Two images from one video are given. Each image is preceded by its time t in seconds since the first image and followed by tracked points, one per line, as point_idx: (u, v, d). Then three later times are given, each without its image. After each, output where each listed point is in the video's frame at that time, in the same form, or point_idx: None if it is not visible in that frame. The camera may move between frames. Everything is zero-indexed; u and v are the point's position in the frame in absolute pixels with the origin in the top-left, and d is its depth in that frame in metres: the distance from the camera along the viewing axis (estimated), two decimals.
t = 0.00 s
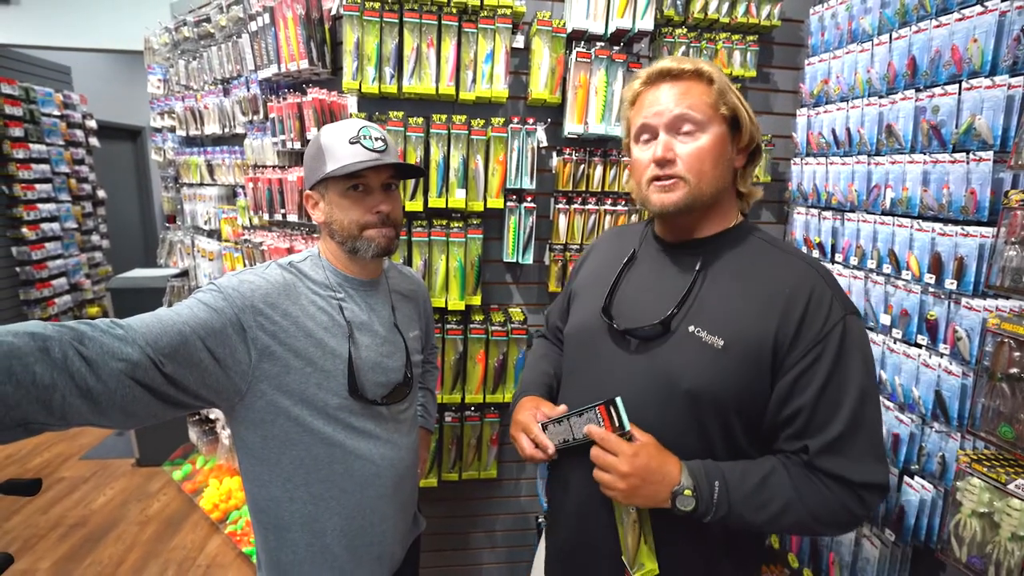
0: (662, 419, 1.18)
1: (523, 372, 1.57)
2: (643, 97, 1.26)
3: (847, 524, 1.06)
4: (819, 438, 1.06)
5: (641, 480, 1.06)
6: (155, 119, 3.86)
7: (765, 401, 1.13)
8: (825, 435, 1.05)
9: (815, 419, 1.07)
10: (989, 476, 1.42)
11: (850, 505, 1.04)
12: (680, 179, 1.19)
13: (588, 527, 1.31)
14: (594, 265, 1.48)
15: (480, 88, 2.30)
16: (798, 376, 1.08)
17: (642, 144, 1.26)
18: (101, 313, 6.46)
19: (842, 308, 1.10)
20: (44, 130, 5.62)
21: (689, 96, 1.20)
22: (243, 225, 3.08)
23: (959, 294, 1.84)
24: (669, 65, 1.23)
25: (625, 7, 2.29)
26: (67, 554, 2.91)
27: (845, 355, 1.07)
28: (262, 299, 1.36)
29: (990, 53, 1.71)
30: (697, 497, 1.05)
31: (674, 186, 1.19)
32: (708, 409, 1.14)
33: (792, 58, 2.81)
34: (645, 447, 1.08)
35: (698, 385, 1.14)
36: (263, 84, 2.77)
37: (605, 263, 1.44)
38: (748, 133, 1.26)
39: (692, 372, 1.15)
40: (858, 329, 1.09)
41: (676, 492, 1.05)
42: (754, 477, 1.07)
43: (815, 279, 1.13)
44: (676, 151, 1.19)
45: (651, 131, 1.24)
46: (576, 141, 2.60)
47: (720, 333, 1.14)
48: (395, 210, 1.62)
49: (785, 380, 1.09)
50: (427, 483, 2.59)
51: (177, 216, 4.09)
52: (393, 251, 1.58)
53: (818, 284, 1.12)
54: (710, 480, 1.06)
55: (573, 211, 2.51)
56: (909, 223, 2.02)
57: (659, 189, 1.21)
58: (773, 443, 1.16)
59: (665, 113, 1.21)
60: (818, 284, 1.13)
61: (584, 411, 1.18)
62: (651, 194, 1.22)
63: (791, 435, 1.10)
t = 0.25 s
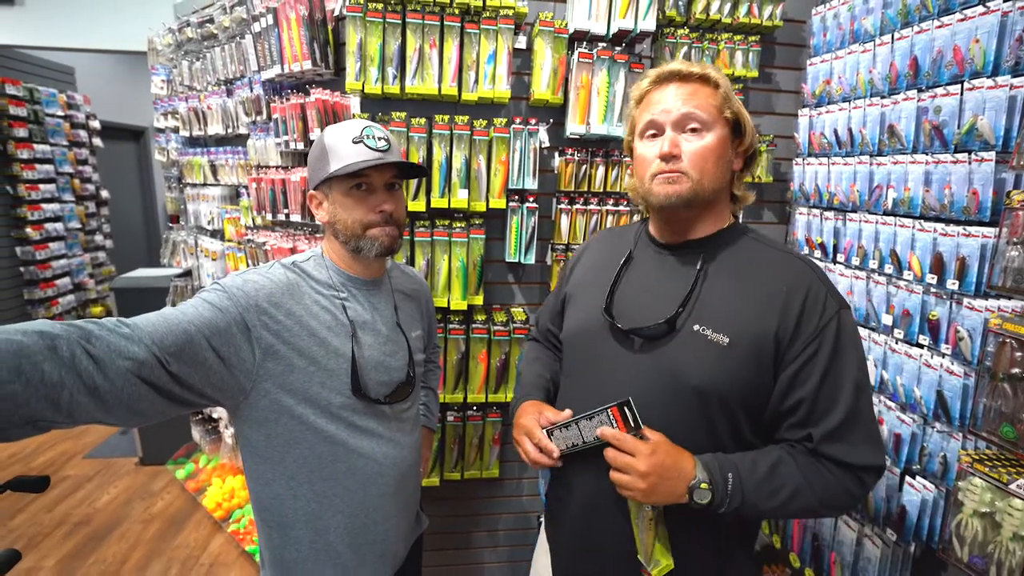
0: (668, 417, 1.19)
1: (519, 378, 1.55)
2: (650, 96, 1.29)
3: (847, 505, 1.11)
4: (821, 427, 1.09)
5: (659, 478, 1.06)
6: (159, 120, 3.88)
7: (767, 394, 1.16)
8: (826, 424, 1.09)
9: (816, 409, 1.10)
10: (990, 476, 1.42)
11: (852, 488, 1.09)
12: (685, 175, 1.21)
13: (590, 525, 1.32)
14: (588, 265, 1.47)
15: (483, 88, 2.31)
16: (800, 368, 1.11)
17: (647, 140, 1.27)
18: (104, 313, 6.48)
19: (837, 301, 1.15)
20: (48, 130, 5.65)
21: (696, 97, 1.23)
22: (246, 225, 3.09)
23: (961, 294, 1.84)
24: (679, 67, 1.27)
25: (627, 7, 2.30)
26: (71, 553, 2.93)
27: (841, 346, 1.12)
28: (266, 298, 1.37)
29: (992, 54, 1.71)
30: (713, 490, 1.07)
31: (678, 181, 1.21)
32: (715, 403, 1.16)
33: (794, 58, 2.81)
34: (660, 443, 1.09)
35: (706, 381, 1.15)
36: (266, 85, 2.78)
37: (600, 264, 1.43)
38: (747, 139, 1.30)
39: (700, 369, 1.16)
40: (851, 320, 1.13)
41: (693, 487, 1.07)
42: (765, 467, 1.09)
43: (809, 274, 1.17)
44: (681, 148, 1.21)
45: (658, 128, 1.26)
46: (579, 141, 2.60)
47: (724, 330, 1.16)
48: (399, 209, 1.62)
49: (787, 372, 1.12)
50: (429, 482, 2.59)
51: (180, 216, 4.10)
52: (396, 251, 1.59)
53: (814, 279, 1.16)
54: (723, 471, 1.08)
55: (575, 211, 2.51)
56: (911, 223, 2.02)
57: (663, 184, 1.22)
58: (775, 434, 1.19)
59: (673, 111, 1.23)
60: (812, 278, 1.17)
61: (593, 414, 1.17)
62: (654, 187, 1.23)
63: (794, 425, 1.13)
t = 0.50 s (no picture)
0: (684, 423, 1.22)
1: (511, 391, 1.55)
2: (631, 107, 1.29)
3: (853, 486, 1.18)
4: (828, 416, 1.15)
5: (686, 485, 1.08)
6: (161, 120, 3.89)
7: (773, 390, 1.21)
8: (832, 413, 1.15)
9: (820, 400, 1.16)
10: (989, 475, 1.43)
11: (859, 472, 1.15)
12: (672, 189, 1.23)
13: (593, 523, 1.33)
14: (578, 270, 1.46)
15: (484, 89, 2.31)
16: (803, 363, 1.17)
17: (632, 152, 1.28)
18: (105, 313, 6.49)
19: (830, 295, 1.20)
20: (49, 130, 5.66)
21: (678, 107, 1.23)
22: (248, 225, 3.10)
23: (960, 294, 1.85)
24: (659, 76, 1.26)
25: (627, 8, 2.31)
26: (73, 552, 2.94)
27: (838, 339, 1.17)
28: (267, 298, 1.38)
29: (991, 55, 1.72)
30: (736, 489, 1.10)
31: (666, 196, 1.23)
32: (727, 405, 1.19)
33: (794, 59, 2.82)
34: (682, 448, 1.10)
35: (720, 387, 1.19)
36: (267, 85, 2.79)
37: (592, 269, 1.42)
38: (730, 143, 1.33)
39: (712, 375, 1.19)
40: (844, 312, 1.19)
41: (718, 489, 1.10)
42: (780, 460, 1.14)
43: (803, 271, 1.22)
44: (667, 162, 1.23)
45: (642, 141, 1.27)
46: (579, 141, 2.61)
47: (730, 333, 1.20)
48: (400, 210, 1.63)
49: (791, 368, 1.18)
50: (430, 482, 2.60)
51: (182, 216, 4.11)
52: (397, 252, 1.60)
53: (806, 274, 1.21)
54: (743, 469, 1.12)
55: (576, 211, 2.52)
56: (910, 223, 2.03)
57: (651, 199, 1.24)
58: (780, 425, 1.24)
59: (656, 124, 1.24)
60: (807, 275, 1.21)
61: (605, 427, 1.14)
62: (643, 203, 1.25)
63: (800, 417, 1.19)
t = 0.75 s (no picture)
0: (698, 429, 1.24)
1: (504, 399, 1.56)
2: (614, 124, 1.30)
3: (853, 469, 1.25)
4: (830, 408, 1.22)
5: (708, 490, 1.10)
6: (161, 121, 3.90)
7: (777, 387, 1.27)
8: (833, 405, 1.22)
9: (822, 393, 1.23)
10: (985, 474, 1.44)
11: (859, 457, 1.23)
12: (662, 206, 1.26)
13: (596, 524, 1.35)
14: (570, 277, 1.45)
15: (484, 90, 2.32)
16: (805, 360, 1.23)
17: (619, 171, 1.31)
18: (104, 313, 6.48)
19: (826, 292, 1.27)
20: (48, 130, 5.66)
21: (661, 123, 1.24)
22: (247, 226, 3.10)
23: (956, 294, 1.86)
24: (638, 91, 1.26)
25: (627, 9, 2.32)
26: (73, 553, 2.94)
27: (835, 334, 1.24)
28: (268, 298, 1.39)
29: (987, 57, 1.74)
30: (754, 488, 1.14)
31: (657, 216, 1.27)
32: (738, 406, 1.24)
33: (793, 60, 2.83)
34: (699, 456, 1.12)
35: (732, 391, 1.22)
36: (267, 86, 2.80)
37: (588, 278, 1.42)
38: (717, 147, 1.34)
39: (723, 379, 1.23)
40: (838, 307, 1.26)
41: (737, 490, 1.13)
42: (791, 454, 1.19)
43: (801, 271, 1.27)
44: (655, 180, 1.26)
45: (628, 158, 1.28)
46: (579, 142, 2.62)
47: (738, 338, 1.23)
48: (401, 211, 1.64)
49: (795, 365, 1.23)
50: (430, 482, 2.61)
51: (182, 217, 4.11)
52: (397, 253, 1.60)
53: (803, 273, 1.27)
54: (759, 467, 1.16)
55: (575, 212, 2.52)
56: (908, 224, 2.04)
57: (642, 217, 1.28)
58: (782, 417, 1.31)
59: (641, 142, 1.25)
60: (804, 275, 1.27)
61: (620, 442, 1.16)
62: (636, 224, 1.30)
63: (803, 410, 1.26)
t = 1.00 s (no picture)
0: (705, 430, 1.25)
1: (504, 402, 1.56)
2: (613, 134, 1.30)
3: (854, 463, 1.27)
4: (830, 404, 1.24)
5: (718, 487, 1.11)
6: (162, 122, 3.91)
7: (779, 385, 1.28)
8: (833, 401, 1.24)
9: (822, 389, 1.25)
10: (986, 474, 1.43)
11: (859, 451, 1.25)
12: (663, 214, 1.27)
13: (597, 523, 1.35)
14: (570, 280, 1.44)
15: (484, 91, 2.33)
16: (806, 358, 1.24)
17: (619, 180, 1.31)
18: (105, 314, 6.49)
19: (824, 291, 1.28)
20: (50, 132, 5.68)
21: (660, 133, 1.25)
22: (248, 226, 3.11)
23: (957, 294, 1.86)
24: (637, 101, 1.26)
25: (627, 10, 2.32)
26: (74, 553, 2.94)
27: (833, 332, 1.26)
28: (270, 299, 1.39)
29: (987, 57, 1.74)
30: (759, 483, 1.15)
31: (657, 223, 1.27)
32: (742, 405, 1.25)
33: (792, 60, 2.83)
34: (707, 454, 1.12)
35: (738, 391, 1.24)
36: (268, 87, 2.80)
37: (588, 281, 1.41)
38: (715, 153, 1.35)
39: (729, 380, 1.24)
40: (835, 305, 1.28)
41: (744, 486, 1.13)
42: (793, 449, 1.21)
43: (799, 270, 1.29)
44: (655, 189, 1.26)
45: (628, 168, 1.29)
46: (579, 143, 2.62)
47: (743, 338, 1.24)
48: (402, 212, 1.64)
49: (796, 363, 1.25)
50: (431, 483, 2.61)
51: (183, 218, 4.12)
52: (398, 255, 1.60)
53: (802, 272, 1.29)
54: (762, 463, 1.17)
55: (575, 212, 2.52)
56: (908, 224, 2.04)
57: (644, 226, 1.28)
58: (782, 413, 1.33)
59: (640, 153, 1.25)
60: (802, 274, 1.28)
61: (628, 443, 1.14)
62: (637, 231, 1.30)
63: (803, 406, 1.28)
